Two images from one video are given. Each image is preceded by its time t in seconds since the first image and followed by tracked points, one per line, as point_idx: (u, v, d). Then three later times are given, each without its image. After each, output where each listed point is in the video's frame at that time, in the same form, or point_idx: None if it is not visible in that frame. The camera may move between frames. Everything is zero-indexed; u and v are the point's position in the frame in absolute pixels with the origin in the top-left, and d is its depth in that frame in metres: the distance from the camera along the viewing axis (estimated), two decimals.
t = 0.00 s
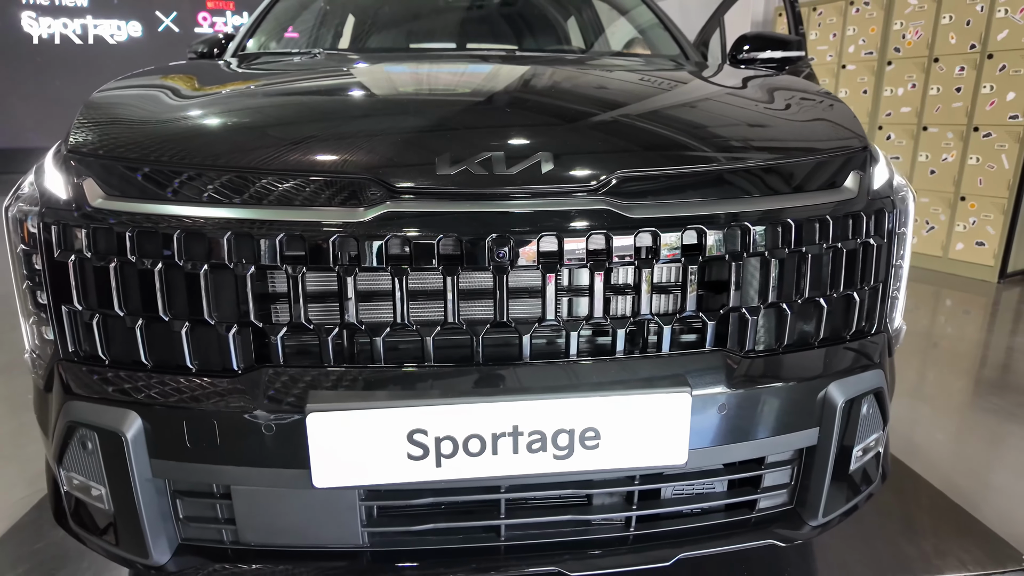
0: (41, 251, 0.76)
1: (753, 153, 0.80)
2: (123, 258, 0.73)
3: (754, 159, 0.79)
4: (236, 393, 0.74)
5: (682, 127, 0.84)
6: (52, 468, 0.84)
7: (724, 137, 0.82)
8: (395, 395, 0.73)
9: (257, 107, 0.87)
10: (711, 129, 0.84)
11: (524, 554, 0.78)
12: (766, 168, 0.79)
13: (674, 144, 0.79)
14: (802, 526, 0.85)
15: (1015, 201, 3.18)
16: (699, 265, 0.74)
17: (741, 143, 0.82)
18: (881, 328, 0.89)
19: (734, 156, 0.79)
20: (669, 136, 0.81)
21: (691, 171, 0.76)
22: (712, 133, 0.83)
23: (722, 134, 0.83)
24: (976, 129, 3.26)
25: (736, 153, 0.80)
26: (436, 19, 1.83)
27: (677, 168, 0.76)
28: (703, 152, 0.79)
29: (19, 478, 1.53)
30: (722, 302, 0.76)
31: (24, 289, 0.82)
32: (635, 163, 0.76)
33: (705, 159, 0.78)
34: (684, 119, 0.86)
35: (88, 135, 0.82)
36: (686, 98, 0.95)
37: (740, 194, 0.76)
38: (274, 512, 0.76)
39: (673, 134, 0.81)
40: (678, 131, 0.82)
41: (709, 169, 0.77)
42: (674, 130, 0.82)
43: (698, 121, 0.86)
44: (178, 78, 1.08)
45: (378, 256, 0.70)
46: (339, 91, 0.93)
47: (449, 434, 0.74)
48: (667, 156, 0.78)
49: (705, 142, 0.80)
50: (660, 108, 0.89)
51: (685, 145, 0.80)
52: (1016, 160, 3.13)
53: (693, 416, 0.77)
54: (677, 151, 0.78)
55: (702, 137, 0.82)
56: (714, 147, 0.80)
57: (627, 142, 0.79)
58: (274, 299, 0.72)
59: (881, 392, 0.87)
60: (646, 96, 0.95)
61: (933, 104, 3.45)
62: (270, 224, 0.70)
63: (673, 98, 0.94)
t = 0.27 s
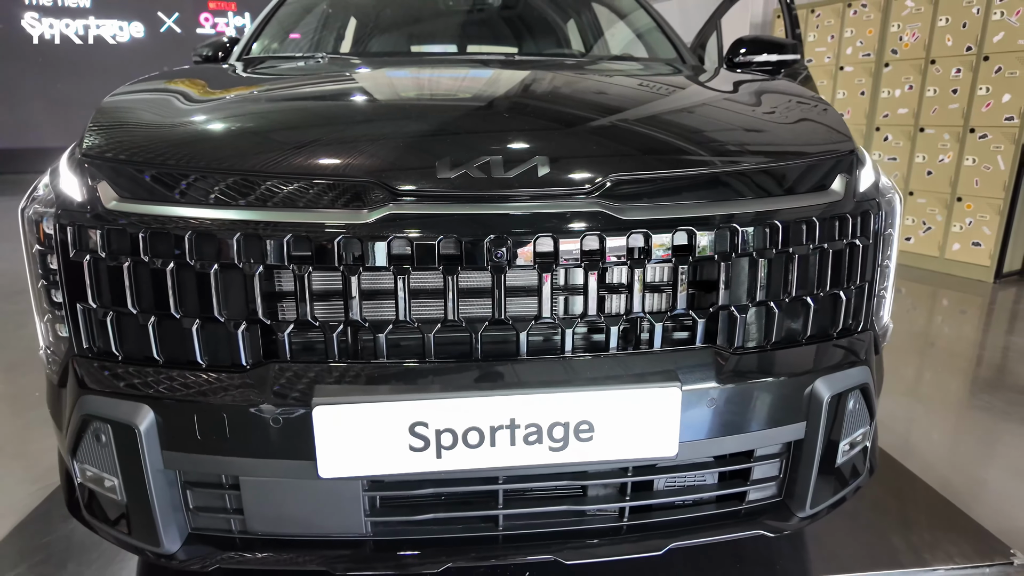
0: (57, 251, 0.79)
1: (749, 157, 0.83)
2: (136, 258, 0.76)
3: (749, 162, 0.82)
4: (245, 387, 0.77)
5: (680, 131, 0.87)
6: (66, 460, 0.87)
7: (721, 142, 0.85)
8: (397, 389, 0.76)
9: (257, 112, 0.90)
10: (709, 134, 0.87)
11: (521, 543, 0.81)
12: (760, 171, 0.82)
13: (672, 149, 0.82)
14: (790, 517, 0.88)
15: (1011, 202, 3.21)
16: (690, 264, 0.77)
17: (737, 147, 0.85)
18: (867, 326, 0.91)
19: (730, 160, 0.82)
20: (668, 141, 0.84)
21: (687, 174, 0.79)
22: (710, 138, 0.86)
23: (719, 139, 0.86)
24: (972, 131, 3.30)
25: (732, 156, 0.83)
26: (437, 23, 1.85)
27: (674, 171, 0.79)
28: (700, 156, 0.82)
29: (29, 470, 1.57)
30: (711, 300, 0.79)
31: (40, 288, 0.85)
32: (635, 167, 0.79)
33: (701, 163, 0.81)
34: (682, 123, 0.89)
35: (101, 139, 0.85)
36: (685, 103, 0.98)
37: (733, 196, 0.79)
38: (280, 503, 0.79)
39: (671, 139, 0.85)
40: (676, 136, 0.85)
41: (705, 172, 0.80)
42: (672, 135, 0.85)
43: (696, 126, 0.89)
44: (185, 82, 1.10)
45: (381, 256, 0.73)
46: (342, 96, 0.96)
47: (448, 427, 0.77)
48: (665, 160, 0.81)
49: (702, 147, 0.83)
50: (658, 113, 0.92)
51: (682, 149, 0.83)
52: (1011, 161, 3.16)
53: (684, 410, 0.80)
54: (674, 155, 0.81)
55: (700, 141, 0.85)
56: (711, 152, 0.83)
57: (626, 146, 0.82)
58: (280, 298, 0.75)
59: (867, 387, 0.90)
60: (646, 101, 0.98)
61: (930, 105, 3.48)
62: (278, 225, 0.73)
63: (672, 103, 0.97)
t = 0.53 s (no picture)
0: (70, 250, 0.82)
1: (744, 158, 0.86)
2: (146, 256, 0.78)
3: (743, 163, 0.85)
4: (250, 381, 0.79)
5: (678, 134, 0.90)
6: (77, 451, 0.90)
7: (718, 144, 0.88)
8: (397, 383, 0.79)
9: (259, 115, 0.92)
10: (706, 136, 0.90)
11: (518, 532, 0.84)
12: (755, 172, 0.85)
13: (669, 151, 0.85)
14: (779, 508, 0.90)
15: (1008, 202, 3.23)
16: (680, 263, 0.80)
17: (734, 150, 0.87)
18: (855, 323, 0.94)
19: (726, 161, 0.85)
20: (666, 143, 0.87)
21: (684, 175, 0.82)
22: (707, 141, 0.89)
23: (716, 142, 0.88)
24: (969, 132, 3.32)
25: (728, 158, 0.85)
26: (438, 25, 1.88)
27: (671, 172, 0.82)
28: (697, 158, 0.85)
29: (37, 464, 1.60)
30: (701, 297, 0.82)
31: (52, 285, 0.87)
32: (633, 168, 0.82)
33: (697, 164, 0.84)
34: (680, 126, 0.92)
35: (112, 141, 0.87)
36: (683, 107, 1.00)
37: (728, 196, 0.82)
38: (284, 493, 0.82)
39: (668, 141, 0.87)
40: (674, 138, 0.88)
41: (702, 173, 0.83)
42: (670, 138, 0.88)
43: (693, 129, 0.91)
44: (191, 85, 1.13)
45: (382, 254, 0.75)
46: (344, 99, 0.99)
47: (447, 419, 0.80)
48: (662, 161, 0.83)
49: (699, 149, 0.86)
50: (657, 117, 0.95)
51: (680, 152, 0.85)
52: (1008, 162, 3.19)
53: (674, 403, 0.83)
54: (672, 157, 0.84)
55: (698, 144, 0.88)
56: (708, 154, 0.86)
57: (624, 148, 0.85)
58: (285, 295, 0.78)
59: (853, 382, 0.92)
60: (645, 105, 1.01)
61: (927, 106, 3.50)
62: (282, 225, 0.76)
63: (671, 107, 1.00)
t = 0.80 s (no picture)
0: (84, 250, 0.85)
1: (740, 162, 0.89)
2: (158, 257, 0.81)
3: (739, 167, 0.88)
4: (258, 377, 0.82)
5: (678, 139, 0.92)
6: (89, 446, 0.93)
7: (716, 149, 0.91)
8: (400, 379, 0.81)
9: (263, 120, 0.95)
10: (705, 141, 0.92)
11: (517, 524, 0.87)
12: (752, 175, 0.88)
13: (668, 155, 0.88)
14: (771, 502, 0.93)
15: (1005, 203, 3.26)
16: (674, 263, 0.83)
17: (732, 154, 0.90)
18: (844, 322, 0.96)
19: (723, 164, 0.88)
20: (664, 147, 0.89)
21: (681, 178, 0.85)
22: (706, 145, 0.91)
23: (714, 146, 0.91)
24: (966, 134, 3.35)
25: (725, 161, 0.88)
26: (440, 29, 1.90)
27: (669, 175, 0.85)
28: (695, 162, 0.88)
29: (45, 461, 1.63)
30: (694, 296, 0.84)
31: (65, 284, 0.90)
32: (634, 171, 0.85)
33: (695, 168, 0.87)
34: (679, 131, 0.94)
35: (123, 145, 0.90)
36: (681, 112, 1.03)
37: (724, 198, 0.85)
38: (291, 485, 0.84)
39: (665, 145, 0.90)
40: (673, 142, 0.91)
41: (700, 175, 0.85)
42: (669, 142, 0.91)
43: (692, 133, 0.94)
44: (198, 90, 1.16)
45: (386, 255, 0.78)
46: (347, 104, 1.02)
47: (448, 413, 0.83)
48: (661, 165, 0.86)
49: (697, 153, 0.89)
50: (657, 121, 0.98)
51: (679, 155, 0.88)
52: (1005, 164, 3.22)
53: (669, 399, 0.85)
54: (671, 161, 0.87)
55: (696, 148, 0.90)
56: (707, 158, 0.89)
57: (623, 152, 0.88)
58: (291, 293, 0.80)
59: (843, 379, 0.95)
60: (645, 110, 1.04)
61: (925, 109, 3.53)
62: (289, 227, 0.79)
63: (670, 112, 1.03)
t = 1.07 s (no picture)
0: (99, 250, 0.88)
1: (737, 166, 0.91)
2: (171, 257, 0.84)
3: (735, 170, 0.91)
4: (267, 373, 0.85)
5: (676, 143, 0.95)
6: (102, 440, 0.96)
7: (715, 153, 0.93)
8: (405, 375, 0.84)
9: (270, 125, 0.98)
10: (704, 144, 0.95)
11: (517, 516, 0.89)
12: (745, 178, 0.90)
13: (667, 158, 0.91)
14: (764, 496, 0.95)
15: (1004, 205, 3.29)
16: (671, 263, 0.86)
17: (730, 158, 0.93)
18: (837, 321, 0.99)
19: (720, 167, 0.91)
20: (664, 151, 0.92)
21: (678, 180, 0.88)
22: (704, 149, 0.94)
23: (713, 150, 0.94)
24: (965, 136, 3.38)
25: (721, 165, 0.91)
26: (443, 33, 1.93)
27: (667, 178, 0.88)
28: (694, 165, 0.90)
29: (54, 457, 1.66)
30: (690, 295, 0.87)
31: (80, 283, 0.93)
32: (632, 174, 0.87)
33: (693, 171, 0.89)
34: (678, 135, 0.97)
35: (137, 148, 0.93)
36: (680, 117, 1.06)
37: (719, 201, 0.87)
38: (298, 477, 0.87)
39: (664, 149, 0.93)
40: (673, 146, 0.94)
41: (698, 178, 0.88)
42: (667, 146, 0.94)
43: (692, 137, 0.97)
44: (207, 94, 1.19)
45: (391, 255, 0.81)
46: (352, 109, 1.05)
47: (450, 408, 0.85)
48: (660, 168, 0.89)
49: (695, 156, 0.92)
50: (657, 126, 1.00)
51: (677, 159, 0.91)
52: (1003, 166, 3.25)
53: (665, 395, 0.88)
54: (670, 164, 0.90)
55: (695, 151, 0.93)
56: (705, 161, 0.91)
57: (622, 155, 0.90)
58: (300, 292, 0.83)
59: (836, 376, 0.97)
60: (645, 114, 1.06)
61: (924, 111, 3.55)
62: (298, 228, 0.82)
63: (671, 116, 1.06)
